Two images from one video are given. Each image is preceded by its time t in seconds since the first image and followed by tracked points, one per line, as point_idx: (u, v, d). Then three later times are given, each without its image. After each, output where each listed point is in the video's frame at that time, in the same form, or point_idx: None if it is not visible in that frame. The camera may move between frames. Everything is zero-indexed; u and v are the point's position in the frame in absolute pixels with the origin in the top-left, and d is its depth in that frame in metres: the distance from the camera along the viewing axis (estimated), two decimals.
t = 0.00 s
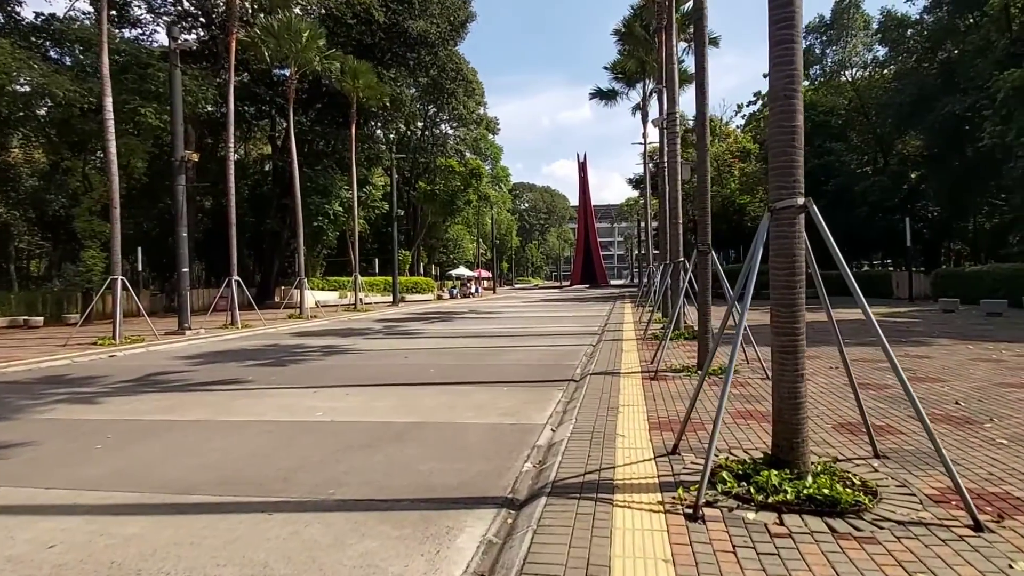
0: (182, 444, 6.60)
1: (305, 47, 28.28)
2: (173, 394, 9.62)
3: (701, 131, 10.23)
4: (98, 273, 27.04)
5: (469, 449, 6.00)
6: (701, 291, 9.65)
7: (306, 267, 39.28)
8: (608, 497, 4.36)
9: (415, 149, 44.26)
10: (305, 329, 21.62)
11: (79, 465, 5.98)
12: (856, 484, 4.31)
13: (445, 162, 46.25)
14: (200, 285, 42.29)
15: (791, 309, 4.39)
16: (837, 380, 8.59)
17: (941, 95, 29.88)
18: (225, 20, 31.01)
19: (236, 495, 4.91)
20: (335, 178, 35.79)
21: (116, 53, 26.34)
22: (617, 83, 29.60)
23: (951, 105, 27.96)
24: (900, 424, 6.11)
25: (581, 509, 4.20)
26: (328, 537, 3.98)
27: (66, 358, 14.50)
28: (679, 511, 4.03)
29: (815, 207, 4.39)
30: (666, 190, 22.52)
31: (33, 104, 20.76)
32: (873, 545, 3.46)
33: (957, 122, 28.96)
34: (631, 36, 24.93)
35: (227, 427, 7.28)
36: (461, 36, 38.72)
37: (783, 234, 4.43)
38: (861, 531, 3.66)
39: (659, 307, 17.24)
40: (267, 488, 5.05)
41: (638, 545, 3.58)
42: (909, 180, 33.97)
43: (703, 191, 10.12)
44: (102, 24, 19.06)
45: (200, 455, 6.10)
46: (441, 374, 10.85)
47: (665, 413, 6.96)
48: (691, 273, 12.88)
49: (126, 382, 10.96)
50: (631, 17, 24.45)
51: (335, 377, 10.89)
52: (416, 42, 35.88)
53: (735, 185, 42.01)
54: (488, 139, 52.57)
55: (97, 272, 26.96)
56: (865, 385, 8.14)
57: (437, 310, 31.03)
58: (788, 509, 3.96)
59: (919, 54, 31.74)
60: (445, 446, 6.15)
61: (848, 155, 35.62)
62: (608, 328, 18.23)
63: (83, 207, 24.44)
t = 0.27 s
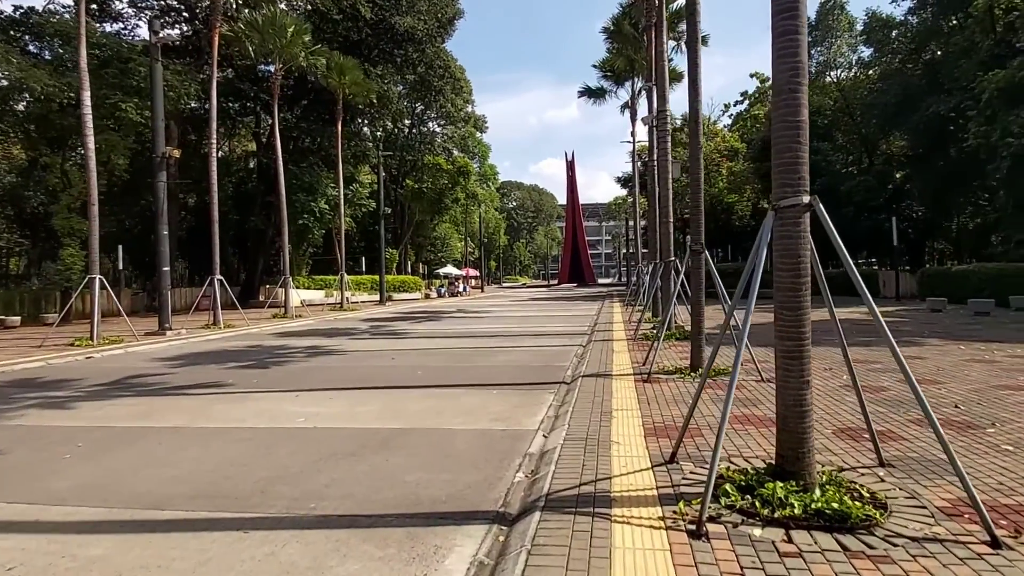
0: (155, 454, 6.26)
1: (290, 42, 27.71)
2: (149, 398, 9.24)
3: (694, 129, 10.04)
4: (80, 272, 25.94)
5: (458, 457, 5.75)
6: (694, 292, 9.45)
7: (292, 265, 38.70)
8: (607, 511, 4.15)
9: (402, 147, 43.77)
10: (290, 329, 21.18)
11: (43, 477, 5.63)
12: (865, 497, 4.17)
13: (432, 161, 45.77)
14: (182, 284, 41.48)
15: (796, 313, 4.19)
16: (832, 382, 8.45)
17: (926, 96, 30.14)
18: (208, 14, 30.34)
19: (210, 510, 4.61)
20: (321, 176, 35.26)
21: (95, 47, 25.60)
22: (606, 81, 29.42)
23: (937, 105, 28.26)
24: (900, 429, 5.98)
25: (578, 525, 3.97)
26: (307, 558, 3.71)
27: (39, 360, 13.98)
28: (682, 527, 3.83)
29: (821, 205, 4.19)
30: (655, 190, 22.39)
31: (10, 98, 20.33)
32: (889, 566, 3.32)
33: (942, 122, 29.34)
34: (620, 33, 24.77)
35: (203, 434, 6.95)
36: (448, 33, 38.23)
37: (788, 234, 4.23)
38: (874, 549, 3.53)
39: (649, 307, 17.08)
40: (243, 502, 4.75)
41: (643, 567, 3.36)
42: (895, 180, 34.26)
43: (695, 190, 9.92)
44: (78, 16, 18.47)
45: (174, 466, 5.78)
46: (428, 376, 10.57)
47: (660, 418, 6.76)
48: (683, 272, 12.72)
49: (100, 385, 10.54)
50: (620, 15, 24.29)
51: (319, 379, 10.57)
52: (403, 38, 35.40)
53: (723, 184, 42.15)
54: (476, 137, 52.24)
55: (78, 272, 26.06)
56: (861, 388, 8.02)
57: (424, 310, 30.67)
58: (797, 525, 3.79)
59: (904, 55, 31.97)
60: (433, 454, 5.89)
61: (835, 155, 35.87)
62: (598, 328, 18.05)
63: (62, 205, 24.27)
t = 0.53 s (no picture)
0: (130, 466, 5.96)
1: (278, 40, 27.25)
2: (128, 405, 8.92)
3: (688, 129, 9.87)
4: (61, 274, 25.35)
5: (448, 467, 5.52)
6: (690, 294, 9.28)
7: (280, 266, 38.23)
8: (604, 527, 3.93)
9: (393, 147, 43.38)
10: (277, 331, 20.81)
11: (8, 492, 5.32)
12: (873, 509, 3.98)
13: (423, 160, 45.51)
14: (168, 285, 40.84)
15: (801, 317, 3.99)
16: (830, 386, 8.30)
17: (915, 97, 30.28)
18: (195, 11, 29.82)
19: (183, 529, 4.34)
20: (310, 176, 34.83)
21: (78, 43, 25.01)
22: (598, 80, 29.25)
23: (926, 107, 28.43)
24: (903, 434, 5.82)
25: (574, 543, 3.75)
26: None
27: (16, 364, 13.55)
28: (684, 544, 3.63)
29: (828, 205, 4.00)
30: (648, 190, 22.26)
31: None
32: None
33: (931, 122, 29.54)
34: (612, 33, 24.62)
35: (181, 445, 6.66)
36: (440, 32, 37.82)
37: (793, 234, 4.03)
38: (887, 567, 3.33)
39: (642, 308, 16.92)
40: (220, 519, 4.49)
41: None
42: (885, 181, 34.40)
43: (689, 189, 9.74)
44: (59, 11, 18.03)
45: (148, 479, 5.49)
46: (418, 380, 10.33)
47: (657, 424, 6.56)
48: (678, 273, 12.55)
49: (78, 391, 10.19)
50: (613, 14, 24.14)
51: (305, 384, 10.28)
52: (393, 37, 34.98)
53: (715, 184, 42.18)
54: (467, 137, 51.95)
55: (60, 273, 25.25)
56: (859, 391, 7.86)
57: (416, 311, 30.39)
58: (805, 541, 3.59)
59: (893, 56, 32.08)
60: (422, 464, 5.65)
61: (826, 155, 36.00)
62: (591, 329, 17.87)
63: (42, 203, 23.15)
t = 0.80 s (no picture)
0: (98, 479, 5.66)
1: (265, 39, 26.84)
2: (102, 412, 8.58)
3: (683, 130, 9.73)
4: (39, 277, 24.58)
5: (434, 478, 5.25)
6: (684, 296, 9.10)
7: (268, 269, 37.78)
8: (597, 543, 3.71)
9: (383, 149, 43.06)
10: (263, 335, 20.44)
11: None
12: (880, 521, 3.76)
13: (414, 162, 45.20)
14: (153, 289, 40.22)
15: (805, 320, 3.80)
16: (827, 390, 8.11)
17: (904, 101, 30.56)
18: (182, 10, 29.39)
19: (148, 548, 4.06)
20: (298, 177, 34.45)
21: (59, 41, 24.49)
22: (589, 83, 29.17)
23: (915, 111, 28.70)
24: (904, 440, 5.64)
25: (566, 559, 3.53)
26: None
27: None
28: (683, 562, 3.40)
29: (832, 203, 3.83)
30: (639, 193, 22.13)
31: None
32: None
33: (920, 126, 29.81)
34: (603, 35, 24.59)
35: (154, 456, 6.35)
36: (430, 34, 37.49)
37: (795, 233, 3.85)
38: None
39: (634, 311, 16.74)
40: (190, 536, 4.21)
41: None
42: (874, 184, 34.59)
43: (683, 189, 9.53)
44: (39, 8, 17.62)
45: (115, 493, 5.19)
46: (405, 385, 10.05)
47: (651, 431, 6.34)
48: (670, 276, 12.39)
49: (51, 398, 9.83)
50: (604, 16, 24.08)
51: (289, 390, 10.00)
52: (383, 38, 34.66)
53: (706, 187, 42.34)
54: (458, 139, 51.76)
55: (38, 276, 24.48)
56: (856, 395, 7.71)
57: (405, 315, 30.06)
58: (811, 558, 3.37)
59: (882, 61, 32.30)
60: (407, 474, 5.39)
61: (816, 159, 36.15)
62: (582, 333, 17.66)
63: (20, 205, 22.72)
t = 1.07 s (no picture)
0: (61, 497, 5.33)
1: (253, 41, 26.40)
2: (73, 423, 8.24)
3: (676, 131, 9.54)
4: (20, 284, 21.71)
5: (419, 494, 4.98)
6: (678, 300, 8.87)
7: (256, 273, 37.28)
8: (591, 568, 3.44)
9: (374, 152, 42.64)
10: (250, 340, 20.06)
11: None
12: (892, 542, 3.52)
13: (404, 165, 44.86)
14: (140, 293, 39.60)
15: (811, 327, 3.54)
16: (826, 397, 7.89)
17: (894, 104, 30.65)
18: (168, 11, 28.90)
19: None
20: (287, 180, 34.01)
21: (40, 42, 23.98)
22: (581, 85, 29.01)
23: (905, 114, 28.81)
24: (910, 450, 5.41)
25: None
26: None
27: None
28: None
29: (837, 202, 3.57)
30: (632, 195, 21.94)
31: None
32: None
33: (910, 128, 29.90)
34: (595, 38, 24.43)
35: (124, 471, 6.03)
36: (421, 36, 37.13)
37: (801, 234, 3.59)
38: None
39: (627, 315, 16.50)
40: (153, 562, 3.91)
41: None
42: (865, 187, 34.67)
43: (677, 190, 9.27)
44: (18, 7, 17.20)
45: (77, 514, 4.87)
46: (393, 393, 9.75)
47: (647, 441, 6.09)
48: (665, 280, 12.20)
49: (22, 409, 9.45)
50: (596, 19, 23.94)
51: (272, 398, 9.68)
52: (374, 39, 34.28)
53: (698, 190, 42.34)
54: (450, 142, 51.49)
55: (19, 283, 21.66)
56: (856, 401, 7.50)
57: (396, 319, 29.70)
58: None
59: (872, 65, 32.27)
60: (390, 490, 5.11)
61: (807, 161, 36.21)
62: (575, 337, 17.40)
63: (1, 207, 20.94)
